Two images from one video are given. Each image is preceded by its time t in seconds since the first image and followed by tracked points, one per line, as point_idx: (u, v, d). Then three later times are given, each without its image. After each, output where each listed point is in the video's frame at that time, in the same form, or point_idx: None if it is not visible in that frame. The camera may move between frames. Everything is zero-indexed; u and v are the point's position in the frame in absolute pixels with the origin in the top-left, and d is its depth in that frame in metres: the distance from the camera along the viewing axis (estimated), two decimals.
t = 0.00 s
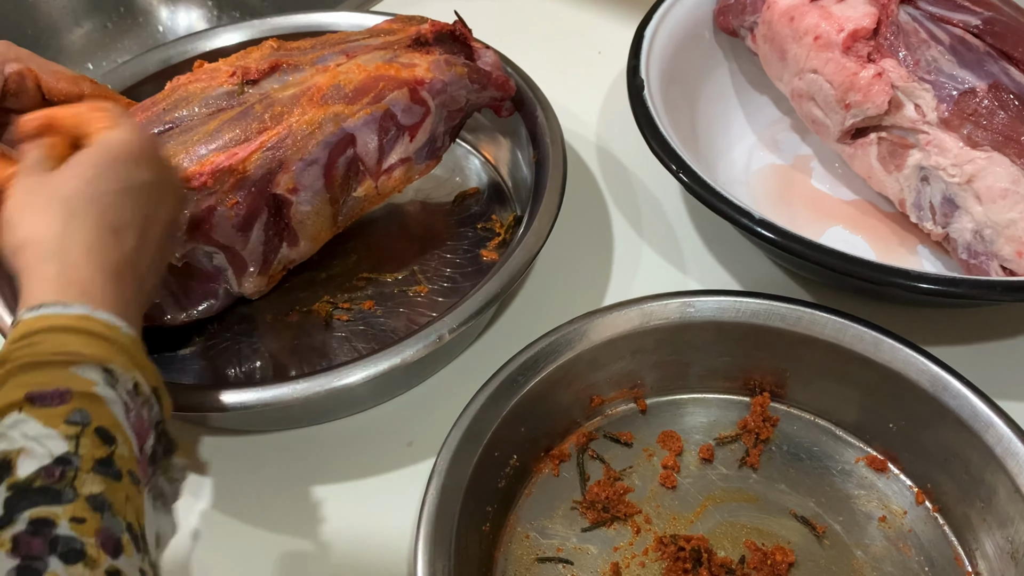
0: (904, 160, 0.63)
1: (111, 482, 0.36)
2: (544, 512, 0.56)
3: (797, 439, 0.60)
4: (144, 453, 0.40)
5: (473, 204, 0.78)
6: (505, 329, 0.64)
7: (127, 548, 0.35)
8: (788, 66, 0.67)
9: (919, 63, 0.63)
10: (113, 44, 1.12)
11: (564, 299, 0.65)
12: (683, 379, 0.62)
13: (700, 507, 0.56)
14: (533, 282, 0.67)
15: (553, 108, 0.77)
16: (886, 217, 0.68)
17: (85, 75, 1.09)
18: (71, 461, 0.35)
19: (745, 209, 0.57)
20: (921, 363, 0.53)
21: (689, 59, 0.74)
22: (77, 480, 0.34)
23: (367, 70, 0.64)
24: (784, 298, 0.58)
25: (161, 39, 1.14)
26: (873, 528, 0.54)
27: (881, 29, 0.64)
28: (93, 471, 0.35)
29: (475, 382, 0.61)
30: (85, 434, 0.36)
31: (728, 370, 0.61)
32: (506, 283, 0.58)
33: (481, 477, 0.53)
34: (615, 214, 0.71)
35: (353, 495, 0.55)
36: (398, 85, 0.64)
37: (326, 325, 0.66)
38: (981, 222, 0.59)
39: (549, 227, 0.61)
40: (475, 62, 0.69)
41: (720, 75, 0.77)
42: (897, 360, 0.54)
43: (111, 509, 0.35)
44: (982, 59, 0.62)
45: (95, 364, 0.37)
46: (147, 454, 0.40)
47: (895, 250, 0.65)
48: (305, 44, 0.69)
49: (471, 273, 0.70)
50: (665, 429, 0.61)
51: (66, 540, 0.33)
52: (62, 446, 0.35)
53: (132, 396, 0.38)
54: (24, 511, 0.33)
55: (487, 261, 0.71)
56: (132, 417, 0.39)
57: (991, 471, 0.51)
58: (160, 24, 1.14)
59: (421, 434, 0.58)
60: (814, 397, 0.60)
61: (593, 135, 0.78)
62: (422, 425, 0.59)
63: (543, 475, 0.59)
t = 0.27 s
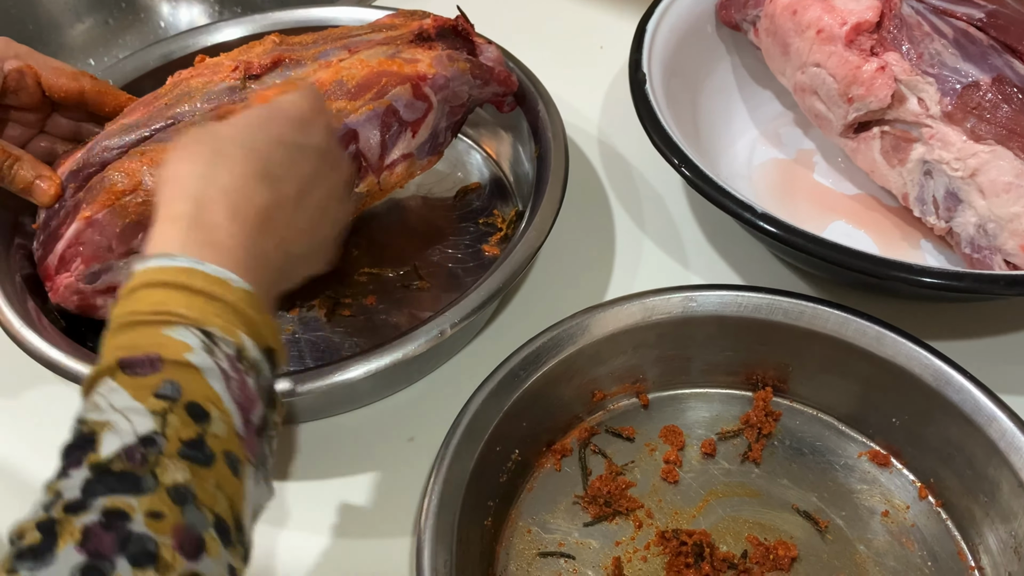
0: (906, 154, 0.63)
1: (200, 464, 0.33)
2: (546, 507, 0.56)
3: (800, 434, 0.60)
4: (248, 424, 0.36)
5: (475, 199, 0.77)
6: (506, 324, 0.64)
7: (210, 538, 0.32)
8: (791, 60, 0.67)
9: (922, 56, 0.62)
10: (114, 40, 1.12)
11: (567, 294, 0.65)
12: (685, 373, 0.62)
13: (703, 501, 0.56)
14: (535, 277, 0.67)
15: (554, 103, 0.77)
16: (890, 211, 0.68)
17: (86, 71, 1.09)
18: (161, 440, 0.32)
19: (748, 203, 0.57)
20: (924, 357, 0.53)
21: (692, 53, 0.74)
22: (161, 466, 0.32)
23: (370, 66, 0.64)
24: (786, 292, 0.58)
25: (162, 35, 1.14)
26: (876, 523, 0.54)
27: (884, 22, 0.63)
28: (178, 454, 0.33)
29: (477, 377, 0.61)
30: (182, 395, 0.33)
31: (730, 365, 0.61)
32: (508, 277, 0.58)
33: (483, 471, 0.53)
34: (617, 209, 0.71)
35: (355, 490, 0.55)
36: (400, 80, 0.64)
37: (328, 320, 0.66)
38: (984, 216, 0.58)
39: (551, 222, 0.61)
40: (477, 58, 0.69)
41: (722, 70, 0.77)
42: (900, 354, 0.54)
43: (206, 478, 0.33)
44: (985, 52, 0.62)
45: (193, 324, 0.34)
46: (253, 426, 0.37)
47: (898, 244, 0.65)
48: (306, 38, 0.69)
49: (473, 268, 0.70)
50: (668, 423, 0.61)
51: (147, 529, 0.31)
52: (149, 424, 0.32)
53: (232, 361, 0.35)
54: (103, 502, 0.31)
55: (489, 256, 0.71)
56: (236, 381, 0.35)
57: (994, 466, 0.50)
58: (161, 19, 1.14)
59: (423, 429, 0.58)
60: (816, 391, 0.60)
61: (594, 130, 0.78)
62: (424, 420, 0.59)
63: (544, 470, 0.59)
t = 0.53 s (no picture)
0: (906, 151, 0.63)
1: None
2: (546, 503, 0.56)
3: (799, 430, 0.60)
4: None
5: (475, 196, 0.78)
6: (506, 321, 0.64)
7: None
8: (790, 57, 0.67)
9: (921, 53, 0.62)
10: (114, 39, 1.12)
11: (567, 292, 0.65)
12: (685, 369, 0.62)
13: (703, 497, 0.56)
14: (535, 274, 0.67)
15: (554, 100, 0.77)
16: (889, 208, 0.68)
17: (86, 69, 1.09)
18: None
19: (747, 200, 0.57)
20: (923, 353, 0.53)
21: (691, 51, 0.74)
22: None
23: (370, 63, 0.64)
24: (785, 289, 0.58)
25: (162, 33, 1.14)
26: (875, 519, 0.55)
27: (883, 19, 0.63)
28: None
29: (477, 374, 0.61)
30: None
31: (729, 361, 0.61)
32: (508, 274, 0.58)
33: (484, 467, 0.53)
34: (617, 206, 0.71)
35: (356, 486, 0.55)
36: (400, 78, 0.64)
37: (328, 317, 0.66)
38: (983, 213, 0.59)
39: (551, 219, 0.61)
40: (477, 55, 0.69)
41: (722, 67, 0.77)
42: (898, 351, 0.54)
43: None
44: (984, 49, 0.62)
45: None
46: None
47: (898, 241, 0.65)
48: (307, 36, 0.69)
49: (473, 265, 0.70)
50: (668, 420, 0.61)
51: None
52: None
53: None
54: None
55: (489, 254, 0.71)
56: None
57: (993, 461, 0.51)
58: (161, 18, 1.14)
59: (424, 425, 0.58)
60: (816, 388, 0.60)
61: (594, 127, 0.78)
62: (424, 417, 0.59)
63: (545, 466, 0.59)
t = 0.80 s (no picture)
0: (902, 151, 0.64)
1: None
2: (543, 503, 0.56)
3: (795, 429, 0.60)
4: None
5: (473, 197, 0.78)
6: (503, 322, 0.64)
7: None
8: (787, 58, 0.68)
9: (917, 55, 0.63)
10: (113, 39, 1.12)
11: (564, 292, 0.66)
12: (682, 369, 0.63)
13: (699, 496, 0.56)
14: (533, 274, 0.67)
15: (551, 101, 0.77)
16: (885, 209, 0.68)
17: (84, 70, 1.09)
18: None
19: (744, 200, 0.58)
20: (917, 353, 0.53)
21: (688, 51, 0.74)
22: None
23: (368, 63, 0.64)
24: (781, 288, 0.58)
25: (160, 34, 1.14)
26: (871, 517, 0.55)
27: (879, 20, 0.64)
28: None
29: (475, 374, 0.61)
30: None
31: (726, 361, 0.62)
32: (505, 274, 0.58)
33: (481, 467, 0.53)
34: (614, 206, 0.71)
35: (353, 485, 0.55)
36: (398, 78, 0.64)
37: (326, 317, 0.66)
38: (978, 213, 0.59)
39: (548, 219, 0.61)
40: (474, 56, 0.69)
41: (718, 68, 0.77)
42: (894, 350, 0.54)
43: None
44: (979, 50, 0.62)
45: None
46: None
47: (894, 241, 0.65)
48: (305, 37, 0.69)
49: (470, 266, 0.70)
50: (664, 419, 0.61)
51: None
52: None
53: None
54: None
55: (486, 254, 0.71)
56: None
57: (987, 460, 0.51)
58: (159, 19, 1.14)
59: (421, 425, 0.59)
60: (811, 387, 0.60)
61: (592, 128, 0.79)
62: (421, 416, 0.59)
63: (542, 465, 0.59)
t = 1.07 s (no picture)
0: (902, 151, 0.64)
1: None
2: (543, 502, 0.56)
3: (795, 428, 0.60)
4: None
5: (473, 196, 0.78)
6: (503, 321, 0.64)
7: None
8: (786, 58, 0.68)
9: (916, 55, 0.63)
10: (112, 40, 1.12)
11: (564, 291, 0.66)
12: (682, 369, 0.63)
13: (699, 495, 0.56)
14: (533, 273, 0.67)
15: (551, 101, 0.77)
16: (884, 209, 0.68)
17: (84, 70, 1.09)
18: None
19: (744, 199, 0.58)
20: (918, 352, 0.53)
21: (688, 51, 0.74)
22: None
23: (368, 63, 0.64)
24: (781, 287, 0.58)
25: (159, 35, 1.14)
26: (872, 516, 0.55)
27: (878, 20, 0.64)
28: None
29: (475, 374, 0.61)
30: None
31: (726, 360, 0.62)
32: (506, 273, 0.58)
33: (481, 466, 0.53)
34: (614, 206, 0.72)
35: (353, 485, 0.55)
36: (398, 78, 0.64)
37: (326, 317, 0.66)
38: (978, 212, 0.59)
39: (549, 218, 0.61)
40: (474, 56, 0.69)
41: (718, 68, 0.77)
42: (894, 349, 0.54)
43: None
44: (979, 50, 0.62)
45: None
46: None
47: (893, 241, 0.65)
48: (305, 36, 0.69)
49: (470, 265, 0.70)
50: (664, 418, 0.61)
51: None
52: None
53: None
54: None
55: (486, 254, 0.71)
56: None
57: (988, 459, 0.51)
58: (159, 19, 1.15)
59: (421, 424, 0.58)
60: (811, 386, 0.60)
61: (591, 128, 0.79)
62: (422, 415, 0.59)
63: (542, 464, 0.59)
